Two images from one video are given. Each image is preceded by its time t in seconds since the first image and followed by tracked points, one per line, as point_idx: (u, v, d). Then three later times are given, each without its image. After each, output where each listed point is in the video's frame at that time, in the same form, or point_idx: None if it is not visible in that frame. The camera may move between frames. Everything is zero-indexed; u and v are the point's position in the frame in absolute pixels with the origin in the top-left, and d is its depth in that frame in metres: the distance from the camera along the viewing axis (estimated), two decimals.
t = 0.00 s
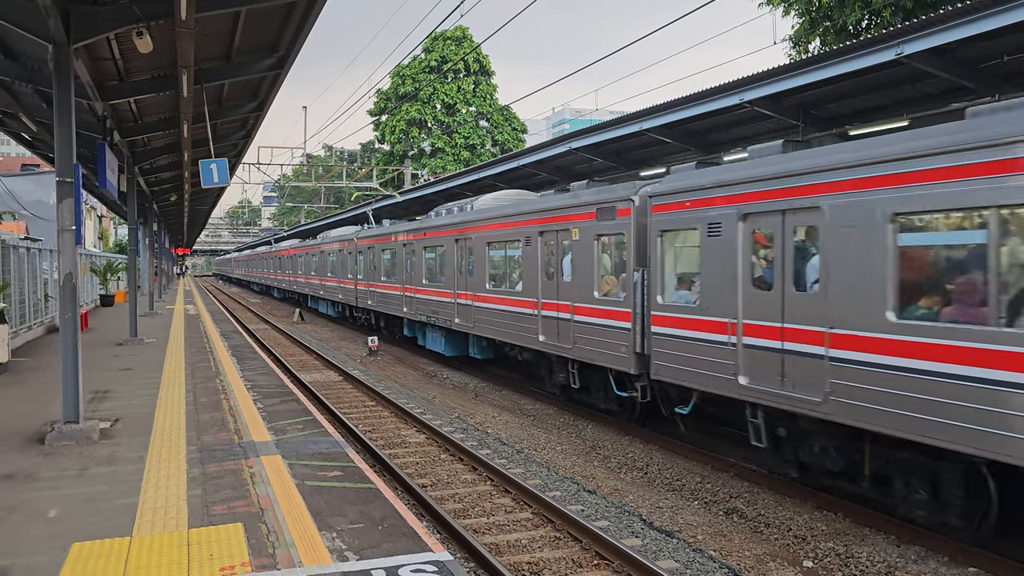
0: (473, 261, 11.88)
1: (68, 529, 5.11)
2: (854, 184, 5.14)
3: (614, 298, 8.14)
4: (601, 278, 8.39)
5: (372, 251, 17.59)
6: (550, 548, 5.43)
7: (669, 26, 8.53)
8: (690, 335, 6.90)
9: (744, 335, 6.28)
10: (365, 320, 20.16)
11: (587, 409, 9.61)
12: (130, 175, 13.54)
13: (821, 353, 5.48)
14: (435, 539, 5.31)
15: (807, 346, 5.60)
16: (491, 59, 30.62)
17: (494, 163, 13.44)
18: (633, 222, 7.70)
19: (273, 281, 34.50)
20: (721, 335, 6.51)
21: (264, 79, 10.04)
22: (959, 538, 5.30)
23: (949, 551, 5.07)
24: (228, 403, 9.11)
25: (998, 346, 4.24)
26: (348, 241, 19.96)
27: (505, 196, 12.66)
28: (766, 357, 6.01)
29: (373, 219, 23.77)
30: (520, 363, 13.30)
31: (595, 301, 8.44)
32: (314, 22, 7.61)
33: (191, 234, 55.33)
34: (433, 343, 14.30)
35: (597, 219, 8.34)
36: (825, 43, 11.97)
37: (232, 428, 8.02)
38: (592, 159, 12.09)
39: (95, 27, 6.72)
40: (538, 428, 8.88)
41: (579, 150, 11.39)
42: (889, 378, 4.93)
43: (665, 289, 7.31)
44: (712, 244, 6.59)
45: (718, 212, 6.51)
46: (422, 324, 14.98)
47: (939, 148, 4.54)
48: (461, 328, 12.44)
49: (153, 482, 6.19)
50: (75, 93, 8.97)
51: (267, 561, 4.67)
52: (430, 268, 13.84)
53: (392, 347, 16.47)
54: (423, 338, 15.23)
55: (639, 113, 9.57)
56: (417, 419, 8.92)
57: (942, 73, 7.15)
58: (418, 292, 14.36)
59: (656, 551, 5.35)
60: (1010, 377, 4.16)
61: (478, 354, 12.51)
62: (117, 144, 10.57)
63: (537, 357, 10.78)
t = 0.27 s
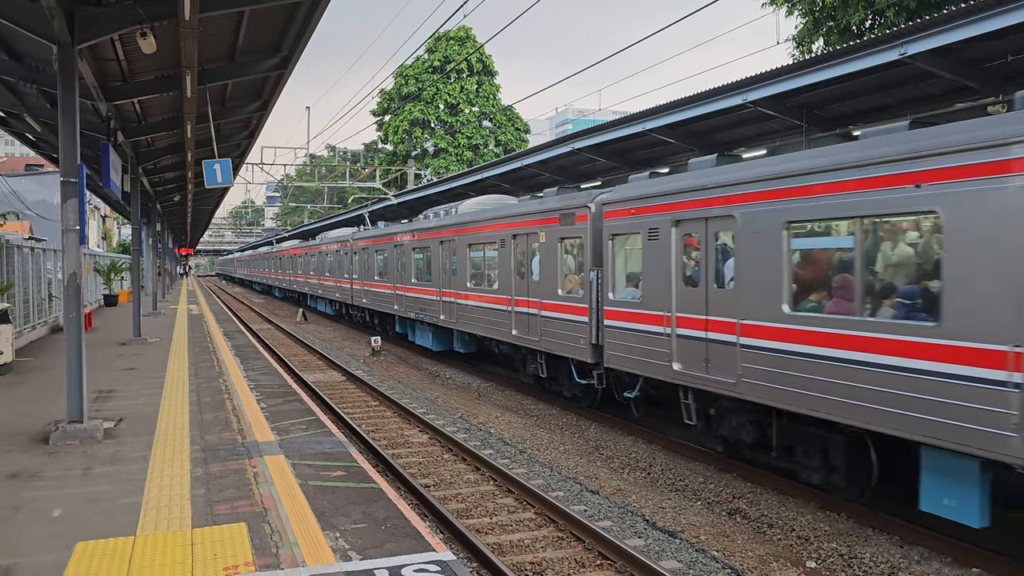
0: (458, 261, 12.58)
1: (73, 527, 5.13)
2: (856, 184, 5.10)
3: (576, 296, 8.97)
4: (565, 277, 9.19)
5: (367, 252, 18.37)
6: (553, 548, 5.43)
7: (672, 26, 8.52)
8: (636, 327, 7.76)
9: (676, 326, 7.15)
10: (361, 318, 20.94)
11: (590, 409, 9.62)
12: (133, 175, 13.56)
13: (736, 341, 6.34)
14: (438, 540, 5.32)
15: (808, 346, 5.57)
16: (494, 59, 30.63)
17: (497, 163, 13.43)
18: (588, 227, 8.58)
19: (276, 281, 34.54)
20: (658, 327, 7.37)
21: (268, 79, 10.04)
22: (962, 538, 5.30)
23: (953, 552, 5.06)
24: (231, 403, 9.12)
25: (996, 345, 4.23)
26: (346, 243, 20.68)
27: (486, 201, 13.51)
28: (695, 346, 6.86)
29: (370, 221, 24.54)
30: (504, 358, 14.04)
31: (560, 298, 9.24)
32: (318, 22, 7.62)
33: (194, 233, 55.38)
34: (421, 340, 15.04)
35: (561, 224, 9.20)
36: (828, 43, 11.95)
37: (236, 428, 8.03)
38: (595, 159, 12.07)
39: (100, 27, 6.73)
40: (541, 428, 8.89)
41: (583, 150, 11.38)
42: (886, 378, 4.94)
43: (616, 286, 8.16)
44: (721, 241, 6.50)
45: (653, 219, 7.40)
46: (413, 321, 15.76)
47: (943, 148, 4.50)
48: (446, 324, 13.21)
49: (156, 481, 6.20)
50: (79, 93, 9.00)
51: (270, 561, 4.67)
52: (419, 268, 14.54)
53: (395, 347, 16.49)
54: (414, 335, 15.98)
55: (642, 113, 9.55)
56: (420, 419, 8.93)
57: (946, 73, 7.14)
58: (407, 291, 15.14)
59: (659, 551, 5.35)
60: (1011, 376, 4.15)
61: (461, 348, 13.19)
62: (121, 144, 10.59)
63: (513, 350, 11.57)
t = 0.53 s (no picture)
0: (442, 261, 13.47)
1: (76, 526, 5.14)
2: (859, 184, 5.09)
3: (543, 293, 9.87)
4: (534, 276, 10.07)
5: (363, 252, 19.14)
6: (555, 548, 5.44)
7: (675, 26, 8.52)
8: (593, 322, 8.66)
9: (622, 320, 8.07)
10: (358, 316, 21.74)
11: (592, 409, 9.62)
12: (136, 175, 13.59)
13: (668, 332, 7.26)
14: (441, 539, 5.32)
15: (810, 346, 5.57)
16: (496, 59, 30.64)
17: (499, 163, 13.43)
18: (552, 231, 9.46)
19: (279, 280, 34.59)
20: (608, 319, 8.34)
21: (271, 79, 10.04)
22: (965, 539, 5.29)
23: (956, 552, 5.05)
24: (234, 403, 9.13)
25: (995, 345, 4.22)
26: (347, 243, 21.09)
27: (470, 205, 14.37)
28: (637, 335, 7.81)
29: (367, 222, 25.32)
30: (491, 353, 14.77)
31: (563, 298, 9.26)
32: (320, 22, 7.62)
33: (197, 233, 55.43)
34: (411, 336, 15.89)
35: (530, 227, 10.11)
36: (831, 43, 11.94)
37: (239, 428, 8.04)
38: (598, 159, 12.07)
39: (103, 28, 6.74)
40: (543, 428, 8.89)
41: (585, 150, 11.38)
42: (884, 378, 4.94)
43: (576, 284, 9.08)
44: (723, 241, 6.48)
45: (605, 225, 8.34)
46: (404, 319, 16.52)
47: (947, 148, 4.47)
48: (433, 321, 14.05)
49: (159, 481, 6.21)
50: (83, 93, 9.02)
51: (273, 561, 4.68)
52: (409, 268, 15.41)
53: (398, 347, 16.52)
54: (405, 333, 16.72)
55: (645, 113, 9.55)
56: (423, 419, 8.94)
57: (949, 73, 7.13)
58: (399, 290, 15.95)
59: (662, 552, 5.35)
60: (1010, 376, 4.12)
61: (447, 343, 14.06)
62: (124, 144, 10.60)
63: (493, 344, 12.44)
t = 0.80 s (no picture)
0: (428, 262, 14.30)
1: (79, 526, 5.15)
2: (863, 184, 5.04)
3: (515, 290, 10.66)
4: (508, 274, 10.85)
5: (358, 253, 19.87)
6: (557, 548, 5.44)
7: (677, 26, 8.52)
8: (557, 315, 9.50)
9: (582, 313, 8.92)
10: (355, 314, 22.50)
11: (595, 409, 9.62)
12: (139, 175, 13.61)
13: (618, 323, 8.12)
14: (443, 539, 5.32)
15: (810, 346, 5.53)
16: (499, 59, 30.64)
17: (502, 163, 13.42)
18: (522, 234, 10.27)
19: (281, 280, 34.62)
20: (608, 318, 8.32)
21: (274, 79, 10.04)
22: (968, 539, 5.28)
23: (958, 552, 5.05)
24: (237, 403, 9.13)
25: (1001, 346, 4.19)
26: (348, 243, 21.09)
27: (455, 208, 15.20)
28: (591, 327, 8.69)
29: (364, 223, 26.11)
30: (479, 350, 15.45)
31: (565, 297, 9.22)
32: (322, 22, 7.62)
33: (200, 234, 55.51)
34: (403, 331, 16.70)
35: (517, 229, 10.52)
36: (834, 43, 11.93)
37: (241, 428, 8.05)
38: (600, 159, 12.07)
39: (106, 28, 6.75)
40: (546, 428, 8.89)
41: (588, 150, 11.38)
42: (886, 379, 4.90)
43: (542, 282, 9.92)
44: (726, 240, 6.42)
45: (568, 228, 9.17)
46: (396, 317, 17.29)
47: (952, 148, 4.42)
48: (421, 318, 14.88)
49: (162, 480, 6.22)
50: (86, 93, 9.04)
51: (276, 560, 4.68)
52: (400, 268, 16.24)
53: (401, 346, 16.55)
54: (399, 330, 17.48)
55: (647, 113, 9.54)
56: (425, 419, 8.94)
57: (952, 73, 7.12)
58: (391, 289, 16.74)
59: (664, 552, 5.35)
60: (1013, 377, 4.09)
61: (435, 339, 14.87)
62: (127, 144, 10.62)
63: (475, 339, 13.27)
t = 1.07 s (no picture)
0: (416, 262, 15.22)
1: (82, 525, 5.16)
2: (868, 184, 5.03)
3: (491, 288, 11.60)
4: (486, 274, 11.78)
5: (353, 253, 20.70)
6: (560, 548, 5.44)
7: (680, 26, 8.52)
8: (525, 311, 10.42)
9: (546, 308, 9.83)
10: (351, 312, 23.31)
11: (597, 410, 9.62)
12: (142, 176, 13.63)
13: (574, 317, 9.12)
14: (445, 539, 5.33)
15: (812, 346, 5.52)
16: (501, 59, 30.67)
17: (504, 164, 13.41)
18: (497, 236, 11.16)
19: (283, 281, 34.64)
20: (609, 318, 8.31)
21: (277, 79, 10.06)
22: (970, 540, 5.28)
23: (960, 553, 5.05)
24: (239, 403, 9.14)
25: (1001, 346, 4.22)
26: (350, 243, 21.10)
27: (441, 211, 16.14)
28: (555, 320, 9.62)
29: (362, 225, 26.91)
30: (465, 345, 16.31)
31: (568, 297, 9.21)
32: (325, 23, 7.63)
33: (204, 235, 55.58)
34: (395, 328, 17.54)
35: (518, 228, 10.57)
36: (837, 43, 11.92)
37: (244, 428, 8.06)
38: (603, 160, 12.07)
39: (109, 28, 6.76)
40: (548, 429, 8.89)
41: (590, 151, 11.39)
42: (889, 378, 4.91)
43: (514, 280, 10.81)
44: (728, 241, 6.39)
45: (536, 231, 10.04)
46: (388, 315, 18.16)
47: (959, 148, 4.42)
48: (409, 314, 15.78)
49: (164, 480, 6.23)
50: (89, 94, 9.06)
51: (278, 560, 4.69)
52: (392, 268, 17.08)
53: (403, 346, 16.56)
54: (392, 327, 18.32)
55: (650, 113, 9.54)
56: (427, 419, 8.94)
57: (955, 73, 7.12)
58: (383, 288, 17.59)
59: (666, 552, 5.35)
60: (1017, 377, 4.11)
61: (423, 334, 15.86)
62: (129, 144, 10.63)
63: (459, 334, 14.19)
